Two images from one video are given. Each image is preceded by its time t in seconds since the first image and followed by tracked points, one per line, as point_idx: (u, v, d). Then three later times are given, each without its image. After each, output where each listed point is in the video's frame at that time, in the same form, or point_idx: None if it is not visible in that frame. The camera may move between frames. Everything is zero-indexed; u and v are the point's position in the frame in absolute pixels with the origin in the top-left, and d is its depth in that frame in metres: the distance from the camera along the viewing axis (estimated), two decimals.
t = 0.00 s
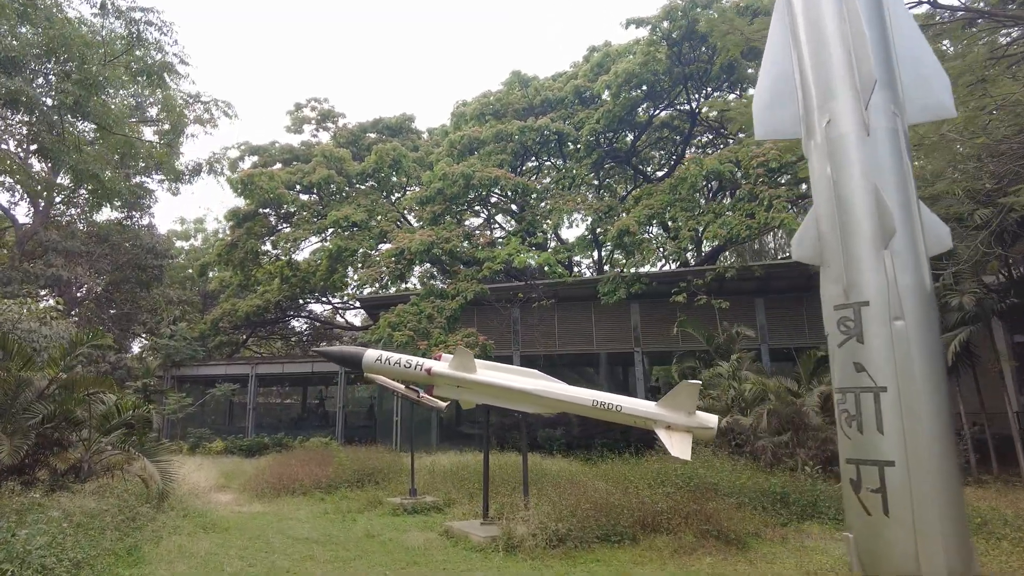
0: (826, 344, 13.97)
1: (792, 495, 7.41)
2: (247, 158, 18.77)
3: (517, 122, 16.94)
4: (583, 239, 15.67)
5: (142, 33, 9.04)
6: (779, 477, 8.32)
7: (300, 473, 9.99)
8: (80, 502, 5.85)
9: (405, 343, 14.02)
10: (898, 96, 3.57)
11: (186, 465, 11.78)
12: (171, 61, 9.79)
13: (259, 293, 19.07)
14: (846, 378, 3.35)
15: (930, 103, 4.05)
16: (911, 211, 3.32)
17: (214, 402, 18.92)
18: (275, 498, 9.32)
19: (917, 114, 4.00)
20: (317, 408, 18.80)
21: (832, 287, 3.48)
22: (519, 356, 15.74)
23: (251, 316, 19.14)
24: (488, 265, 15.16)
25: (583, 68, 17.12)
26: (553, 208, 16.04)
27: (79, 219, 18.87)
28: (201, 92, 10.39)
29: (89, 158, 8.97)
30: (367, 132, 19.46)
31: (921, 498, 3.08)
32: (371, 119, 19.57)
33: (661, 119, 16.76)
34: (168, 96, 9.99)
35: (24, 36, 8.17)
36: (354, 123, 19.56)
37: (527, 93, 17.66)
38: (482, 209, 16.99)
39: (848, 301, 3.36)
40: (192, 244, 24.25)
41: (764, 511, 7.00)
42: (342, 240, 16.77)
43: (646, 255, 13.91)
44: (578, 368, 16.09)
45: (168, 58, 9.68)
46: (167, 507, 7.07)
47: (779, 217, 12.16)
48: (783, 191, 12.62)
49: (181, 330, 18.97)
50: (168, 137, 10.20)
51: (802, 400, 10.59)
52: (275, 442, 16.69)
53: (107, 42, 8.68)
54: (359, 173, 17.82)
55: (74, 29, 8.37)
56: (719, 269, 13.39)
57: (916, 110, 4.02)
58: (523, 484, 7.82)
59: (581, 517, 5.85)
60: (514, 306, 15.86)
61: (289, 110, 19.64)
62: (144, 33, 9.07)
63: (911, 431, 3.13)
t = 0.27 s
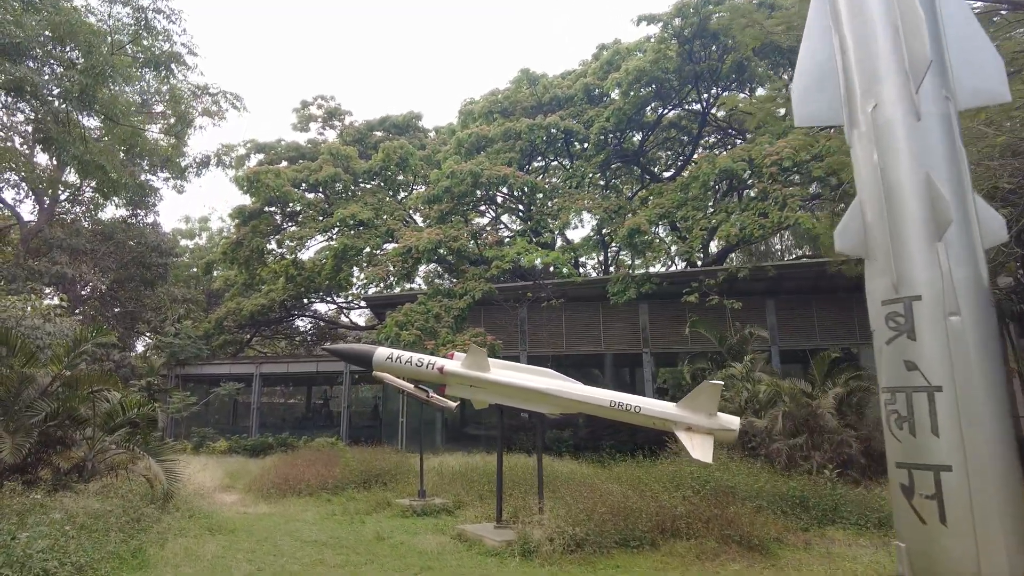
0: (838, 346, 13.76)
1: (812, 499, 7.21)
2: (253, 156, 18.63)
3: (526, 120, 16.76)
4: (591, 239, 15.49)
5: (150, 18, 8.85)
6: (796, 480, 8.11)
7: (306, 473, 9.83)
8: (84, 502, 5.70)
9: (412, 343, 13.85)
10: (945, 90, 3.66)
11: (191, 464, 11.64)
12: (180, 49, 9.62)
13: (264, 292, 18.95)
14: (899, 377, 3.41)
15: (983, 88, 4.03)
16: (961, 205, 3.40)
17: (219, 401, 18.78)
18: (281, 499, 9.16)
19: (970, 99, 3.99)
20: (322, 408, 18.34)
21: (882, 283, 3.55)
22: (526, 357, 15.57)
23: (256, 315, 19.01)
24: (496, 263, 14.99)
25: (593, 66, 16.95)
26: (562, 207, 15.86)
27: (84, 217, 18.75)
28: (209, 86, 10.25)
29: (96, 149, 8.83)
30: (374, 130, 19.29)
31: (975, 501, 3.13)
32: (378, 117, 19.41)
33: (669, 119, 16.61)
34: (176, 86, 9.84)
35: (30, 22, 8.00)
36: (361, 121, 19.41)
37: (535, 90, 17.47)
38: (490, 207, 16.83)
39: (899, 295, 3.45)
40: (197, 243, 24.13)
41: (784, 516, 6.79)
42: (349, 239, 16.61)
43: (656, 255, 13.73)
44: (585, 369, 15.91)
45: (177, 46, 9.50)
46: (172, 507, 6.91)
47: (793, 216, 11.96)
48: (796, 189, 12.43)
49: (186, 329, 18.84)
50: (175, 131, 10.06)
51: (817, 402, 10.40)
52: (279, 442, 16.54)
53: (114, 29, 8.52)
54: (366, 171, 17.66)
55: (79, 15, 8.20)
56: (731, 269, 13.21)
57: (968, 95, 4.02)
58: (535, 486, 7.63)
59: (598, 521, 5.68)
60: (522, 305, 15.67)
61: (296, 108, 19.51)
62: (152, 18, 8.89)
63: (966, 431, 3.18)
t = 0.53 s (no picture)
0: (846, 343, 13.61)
1: (827, 498, 7.05)
2: (254, 151, 18.47)
3: (530, 114, 16.58)
4: (597, 235, 15.33)
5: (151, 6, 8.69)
6: (810, 479, 7.96)
7: (310, 472, 9.68)
8: (83, 502, 5.55)
9: (416, 340, 13.71)
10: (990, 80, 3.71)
11: (193, 462, 11.50)
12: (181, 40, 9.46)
13: (266, 289, 18.82)
14: (942, 371, 3.47)
15: None
16: (1008, 194, 3.46)
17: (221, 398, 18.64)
18: (285, 498, 9.02)
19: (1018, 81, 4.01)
20: (324, 405, 18.37)
21: (925, 274, 3.61)
22: (531, 354, 15.42)
23: (258, 312, 18.87)
24: (501, 259, 14.84)
25: (598, 60, 16.76)
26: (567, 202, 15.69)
27: (84, 213, 18.60)
28: (210, 78, 10.08)
29: (95, 141, 8.66)
30: (377, 126, 19.11)
31: None
32: (381, 113, 19.23)
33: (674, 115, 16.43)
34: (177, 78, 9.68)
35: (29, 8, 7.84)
36: (364, 116, 19.23)
37: (540, 85, 17.28)
38: (494, 203, 16.67)
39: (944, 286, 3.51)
40: (198, 240, 23.96)
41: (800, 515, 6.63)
42: (351, 235, 16.45)
43: (662, 251, 13.57)
44: (590, 367, 15.77)
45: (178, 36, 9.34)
46: (174, 507, 6.76)
47: (802, 211, 11.80)
48: (806, 184, 12.26)
49: (188, 326, 18.69)
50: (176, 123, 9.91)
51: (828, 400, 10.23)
52: (282, 440, 16.40)
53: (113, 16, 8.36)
54: (369, 167, 17.50)
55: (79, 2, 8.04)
56: (739, 265, 13.05)
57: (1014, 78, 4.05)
58: (544, 485, 7.48)
59: (612, 521, 5.53)
60: (526, 302, 15.52)
61: (298, 103, 19.34)
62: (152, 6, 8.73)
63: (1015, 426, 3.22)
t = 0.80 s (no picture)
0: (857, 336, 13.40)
1: (846, 493, 6.86)
2: (255, 148, 18.29)
3: (534, 107, 16.36)
4: (603, 229, 15.13)
5: None
6: (827, 474, 7.76)
7: (315, 471, 9.52)
8: (81, 503, 5.39)
9: (421, 336, 13.54)
10: None
11: (196, 462, 11.34)
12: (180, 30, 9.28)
13: (269, 287, 18.67)
14: (993, 357, 3.38)
15: None
16: None
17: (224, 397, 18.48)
18: (290, 497, 8.85)
19: None
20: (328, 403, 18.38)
21: (972, 254, 3.53)
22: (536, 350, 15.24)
23: (261, 310, 18.70)
24: (506, 254, 14.64)
25: (602, 52, 16.53)
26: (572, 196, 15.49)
27: (86, 212, 18.47)
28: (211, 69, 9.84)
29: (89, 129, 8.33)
30: (379, 121, 18.91)
31: None
32: (383, 108, 19.02)
33: (677, 108, 16.25)
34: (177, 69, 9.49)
35: None
36: (365, 112, 19.03)
37: (544, 77, 17.06)
38: (498, 198, 16.48)
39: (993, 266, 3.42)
40: (200, 239, 23.80)
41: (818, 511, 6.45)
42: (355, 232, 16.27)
43: (669, 244, 13.36)
44: (597, 362, 15.58)
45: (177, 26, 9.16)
46: (176, 507, 6.59)
47: (813, 202, 11.59)
48: (816, 174, 12.07)
49: (190, 324, 18.54)
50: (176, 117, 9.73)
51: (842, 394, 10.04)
52: (286, 438, 16.24)
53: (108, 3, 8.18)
54: (371, 162, 17.31)
55: None
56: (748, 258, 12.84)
57: None
58: (555, 483, 7.29)
59: (627, 519, 5.35)
60: (530, 298, 15.33)
61: (299, 99, 19.16)
62: None
63: None
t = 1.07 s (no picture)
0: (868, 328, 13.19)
1: (866, 489, 6.66)
2: (257, 145, 18.12)
3: (538, 100, 16.14)
4: (609, 222, 14.92)
5: None
6: (845, 469, 7.57)
7: (320, 470, 9.36)
8: (79, 507, 5.22)
9: (426, 332, 13.37)
10: None
11: (201, 462, 11.19)
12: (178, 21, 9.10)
13: (272, 285, 18.53)
14: None
15: None
16: None
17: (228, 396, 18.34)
18: (295, 497, 8.69)
19: None
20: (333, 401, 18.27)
21: None
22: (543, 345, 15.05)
23: (265, 308, 18.55)
24: (511, 249, 14.45)
25: (607, 43, 16.30)
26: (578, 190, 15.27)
27: (88, 212, 18.34)
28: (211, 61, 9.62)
29: (81, 120, 8.17)
30: (381, 116, 18.71)
31: None
32: (385, 103, 18.82)
33: (682, 100, 16.05)
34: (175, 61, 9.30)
35: None
36: (368, 107, 18.83)
37: (547, 69, 16.83)
38: (503, 192, 16.28)
39: None
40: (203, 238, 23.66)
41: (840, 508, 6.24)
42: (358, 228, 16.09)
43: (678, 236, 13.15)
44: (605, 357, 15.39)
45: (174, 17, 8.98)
46: (179, 510, 6.43)
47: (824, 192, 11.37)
48: (827, 164, 11.84)
49: (194, 323, 18.39)
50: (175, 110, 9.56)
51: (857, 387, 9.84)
52: (291, 437, 16.09)
53: None
54: (374, 157, 17.11)
55: None
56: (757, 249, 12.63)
57: None
58: (566, 481, 7.12)
59: (644, 518, 5.17)
60: (536, 293, 15.14)
61: (300, 95, 18.97)
62: None
63: None
